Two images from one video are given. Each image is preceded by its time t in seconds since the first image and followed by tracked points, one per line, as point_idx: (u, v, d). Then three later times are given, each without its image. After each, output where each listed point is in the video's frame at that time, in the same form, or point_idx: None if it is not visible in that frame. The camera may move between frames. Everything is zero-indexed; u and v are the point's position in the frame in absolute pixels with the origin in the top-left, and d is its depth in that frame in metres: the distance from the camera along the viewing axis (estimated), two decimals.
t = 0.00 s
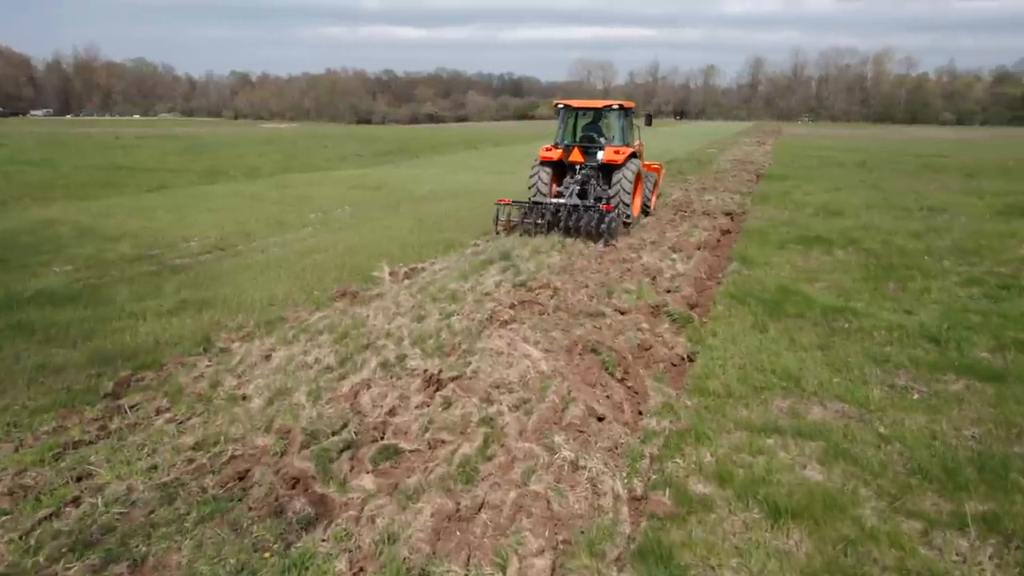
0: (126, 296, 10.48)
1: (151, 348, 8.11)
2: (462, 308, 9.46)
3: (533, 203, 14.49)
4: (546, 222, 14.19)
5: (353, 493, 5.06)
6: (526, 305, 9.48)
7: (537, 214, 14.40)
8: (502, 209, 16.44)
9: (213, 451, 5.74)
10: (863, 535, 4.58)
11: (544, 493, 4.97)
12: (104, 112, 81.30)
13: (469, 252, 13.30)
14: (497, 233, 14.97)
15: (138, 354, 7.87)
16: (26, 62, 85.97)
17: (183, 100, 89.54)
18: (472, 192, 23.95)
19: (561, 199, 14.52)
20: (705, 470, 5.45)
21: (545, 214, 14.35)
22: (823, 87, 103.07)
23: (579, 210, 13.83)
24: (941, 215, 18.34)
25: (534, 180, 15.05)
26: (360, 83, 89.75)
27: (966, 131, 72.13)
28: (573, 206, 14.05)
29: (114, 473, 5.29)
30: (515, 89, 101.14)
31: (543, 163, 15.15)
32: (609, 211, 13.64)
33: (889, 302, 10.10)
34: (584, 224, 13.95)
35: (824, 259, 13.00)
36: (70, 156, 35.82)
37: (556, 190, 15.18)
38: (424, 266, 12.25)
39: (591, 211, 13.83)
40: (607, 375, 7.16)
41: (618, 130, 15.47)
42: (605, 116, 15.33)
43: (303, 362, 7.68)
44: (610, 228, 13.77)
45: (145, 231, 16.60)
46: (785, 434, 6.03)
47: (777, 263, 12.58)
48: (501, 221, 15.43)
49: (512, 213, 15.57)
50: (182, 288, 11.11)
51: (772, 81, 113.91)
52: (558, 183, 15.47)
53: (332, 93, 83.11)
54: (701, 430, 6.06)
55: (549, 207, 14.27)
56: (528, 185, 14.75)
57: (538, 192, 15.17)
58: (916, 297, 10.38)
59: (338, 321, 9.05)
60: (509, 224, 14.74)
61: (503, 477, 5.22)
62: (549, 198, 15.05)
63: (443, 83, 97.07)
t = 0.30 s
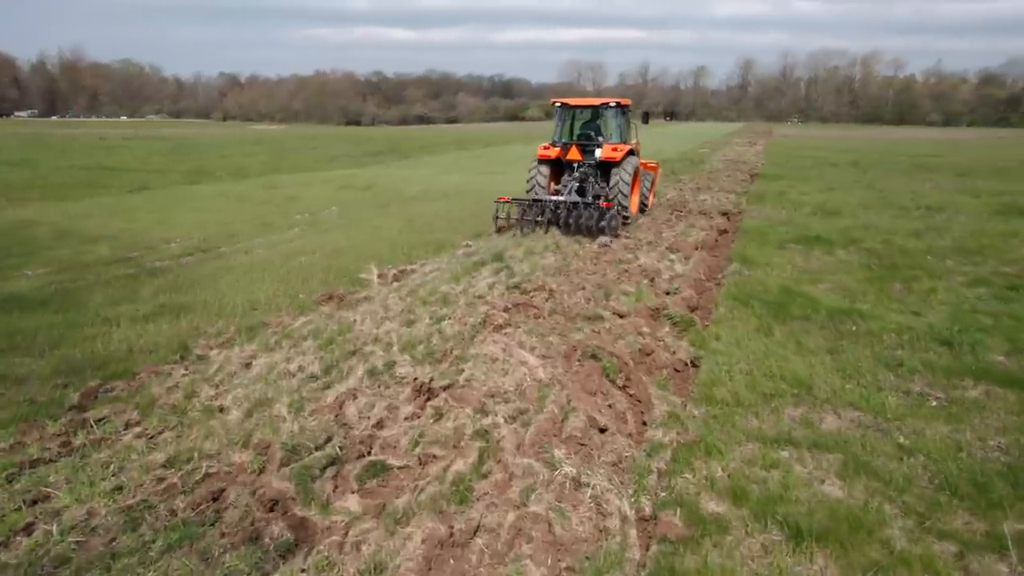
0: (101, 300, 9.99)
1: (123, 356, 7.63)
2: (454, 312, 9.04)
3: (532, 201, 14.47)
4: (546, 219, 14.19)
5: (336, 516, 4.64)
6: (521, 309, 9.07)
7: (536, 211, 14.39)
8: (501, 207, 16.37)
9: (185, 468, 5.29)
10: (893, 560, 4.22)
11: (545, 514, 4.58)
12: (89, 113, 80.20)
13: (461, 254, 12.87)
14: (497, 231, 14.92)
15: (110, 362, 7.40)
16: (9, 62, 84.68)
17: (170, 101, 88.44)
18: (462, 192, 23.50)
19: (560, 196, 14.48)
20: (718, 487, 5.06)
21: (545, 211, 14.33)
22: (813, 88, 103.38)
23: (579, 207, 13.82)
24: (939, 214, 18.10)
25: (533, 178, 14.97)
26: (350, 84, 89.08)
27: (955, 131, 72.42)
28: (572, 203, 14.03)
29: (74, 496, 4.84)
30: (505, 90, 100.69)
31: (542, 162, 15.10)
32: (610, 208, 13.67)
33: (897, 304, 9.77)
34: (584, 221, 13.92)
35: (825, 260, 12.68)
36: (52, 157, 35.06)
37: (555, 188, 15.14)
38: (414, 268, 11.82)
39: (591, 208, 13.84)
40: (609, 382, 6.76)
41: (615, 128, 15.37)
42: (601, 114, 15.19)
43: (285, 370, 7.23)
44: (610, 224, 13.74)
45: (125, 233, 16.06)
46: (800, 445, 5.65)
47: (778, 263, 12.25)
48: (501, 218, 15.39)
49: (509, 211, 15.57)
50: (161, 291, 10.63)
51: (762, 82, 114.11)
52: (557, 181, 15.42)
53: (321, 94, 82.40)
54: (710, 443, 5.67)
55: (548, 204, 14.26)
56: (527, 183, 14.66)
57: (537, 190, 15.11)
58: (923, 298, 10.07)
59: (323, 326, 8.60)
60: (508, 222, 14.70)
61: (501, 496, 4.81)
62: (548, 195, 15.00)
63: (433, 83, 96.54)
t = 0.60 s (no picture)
0: (74, 310, 9.48)
1: (91, 371, 7.11)
2: (446, 322, 8.59)
3: (532, 203, 14.37)
4: (546, 222, 14.10)
5: (317, 553, 4.21)
6: (515, 318, 8.65)
7: (536, 214, 14.29)
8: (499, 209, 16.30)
9: (150, 497, 4.81)
10: None
11: (547, 548, 4.18)
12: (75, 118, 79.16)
13: (452, 260, 12.43)
14: (497, 233, 14.80)
15: (76, 378, 6.90)
16: None
17: (157, 106, 87.51)
18: (453, 198, 23.09)
19: (560, 199, 14.45)
20: (733, 515, 4.66)
21: (545, 214, 14.27)
22: (802, 94, 103.96)
23: (580, 210, 13.77)
24: (937, 219, 17.89)
25: (532, 180, 14.92)
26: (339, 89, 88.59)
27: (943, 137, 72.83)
28: (573, 206, 13.97)
29: (22, 532, 4.40)
30: (496, 95, 100.36)
31: (541, 164, 15.06)
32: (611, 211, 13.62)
33: (905, 310, 9.42)
34: (585, 224, 13.86)
35: (827, 266, 12.37)
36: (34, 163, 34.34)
37: (554, 191, 15.10)
38: (403, 275, 11.37)
39: (592, 210, 13.80)
40: (611, 397, 6.35)
41: (614, 131, 15.43)
42: (601, 117, 15.25)
43: (265, 386, 6.74)
44: (611, 227, 13.70)
45: (104, 239, 15.51)
46: (821, 465, 5.24)
47: (779, 269, 11.92)
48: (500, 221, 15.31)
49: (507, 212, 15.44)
50: (137, 300, 10.12)
51: (752, 88, 114.64)
52: (556, 184, 15.39)
53: (311, 100, 81.88)
54: (724, 464, 5.25)
55: (549, 206, 14.16)
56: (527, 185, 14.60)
57: (536, 193, 15.04)
58: (931, 305, 9.74)
59: (307, 337, 8.12)
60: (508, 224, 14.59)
61: (498, 527, 4.39)
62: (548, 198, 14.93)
63: (423, 89, 96.20)
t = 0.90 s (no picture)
0: (41, 323, 8.93)
1: (52, 389, 6.58)
2: (438, 334, 8.12)
3: (529, 207, 14.30)
4: (544, 225, 14.02)
5: None
6: (510, 330, 8.19)
7: (534, 218, 14.22)
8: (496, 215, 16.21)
9: (104, 535, 4.34)
10: None
11: None
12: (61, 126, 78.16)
13: (443, 269, 11.97)
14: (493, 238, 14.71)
15: (35, 398, 6.37)
16: None
17: (145, 115, 86.65)
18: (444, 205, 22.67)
19: (557, 203, 14.38)
20: (755, 552, 4.22)
21: (543, 217, 14.19)
22: (791, 102, 104.44)
23: (577, 213, 13.66)
24: (937, 225, 17.60)
25: (530, 185, 14.86)
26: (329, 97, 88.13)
27: (932, 145, 73.22)
28: (570, 209, 13.89)
29: None
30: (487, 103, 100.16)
31: (539, 169, 15.00)
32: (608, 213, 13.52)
33: (916, 320, 9.04)
34: (583, 227, 13.77)
35: (830, 274, 12.01)
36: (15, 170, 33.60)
37: (552, 195, 15.03)
38: (392, 285, 10.90)
39: (589, 213, 13.70)
40: (615, 415, 5.91)
41: (612, 136, 15.41)
42: (598, 122, 15.24)
43: (240, 406, 6.22)
44: (609, 230, 13.62)
45: (81, 247, 14.93)
46: (848, 491, 4.79)
47: (781, 277, 11.55)
48: (497, 226, 15.23)
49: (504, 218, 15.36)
50: (111, 311, 9.59)
51: (741, 96, 115.14)
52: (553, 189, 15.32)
53: (301, 109, 81.41)
54: (740, 492, 4.81)
55: (546, 210, 14.09)
56: (524, 189, 14.57)
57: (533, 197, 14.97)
58: (942, 313, 9.38)
59: (289, 351, 7.62)
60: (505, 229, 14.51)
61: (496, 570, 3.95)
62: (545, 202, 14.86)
63: (414, 97, 95.91)
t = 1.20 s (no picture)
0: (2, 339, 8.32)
1: (4, 413, 6.00)
2: (427, 348, 7.63)
3: (529, 212, 14.15)
4: (544, 229, 13.89)
5: None
6: (504, 345, 7.71)
7: (534, 222, 14.08)
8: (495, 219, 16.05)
9: None
10: None
11: None
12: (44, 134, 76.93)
13: (433, 278, 11.45)
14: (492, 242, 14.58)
15: None
16: None
17: (131, 122, 85.62)
18: (434, 213, 22.16)
19: (557, 207, 14.23)
20: None
21: (542, 222, 14.04)
22: (780, 110, 104.91)
23: (577, 217, 13.56)
24: (937, 232, 17.30)
25: (529, 190, 14.54)
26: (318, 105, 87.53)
27: (920, 152, 73.56)
28: (570, 214, 13.75)
29: None
30: (478, 111, 99.80)
31: (538, 174, 14.82)
32: (609, 217, 13.43)
33: (930, 330, 8.63)
34: (583, 231, 13.64)
35: (834, 282, 11.62)
36: None
37: (551, 200, 14.88)
38: (379, 295, 10.38)
39: (589, 218, 13.58)
40: (620, 438, 5.44)
41: (611, 142, 15.25)
42: (598, 128, 15.07)
43: (211, 430, 5.66)
44: (609, 235, 13.49)
45: (54, 257, 14.27)
46: (884, 526, 4.33)
47: (785, 286, 11.14)
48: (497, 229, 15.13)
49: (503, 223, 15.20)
50: (79, 325, 8.99)
51: (730, 104, 115.61)
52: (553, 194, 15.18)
53: (290, 117, 80.76)
54: (763, 527, 4.35)
55: (546, 214, 13.96)
56: (523, 194, 14.27)
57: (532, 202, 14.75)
58: (956, 323, 8.98)
59: (267, 368, 7.07)
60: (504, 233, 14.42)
61: None
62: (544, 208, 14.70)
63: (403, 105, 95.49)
